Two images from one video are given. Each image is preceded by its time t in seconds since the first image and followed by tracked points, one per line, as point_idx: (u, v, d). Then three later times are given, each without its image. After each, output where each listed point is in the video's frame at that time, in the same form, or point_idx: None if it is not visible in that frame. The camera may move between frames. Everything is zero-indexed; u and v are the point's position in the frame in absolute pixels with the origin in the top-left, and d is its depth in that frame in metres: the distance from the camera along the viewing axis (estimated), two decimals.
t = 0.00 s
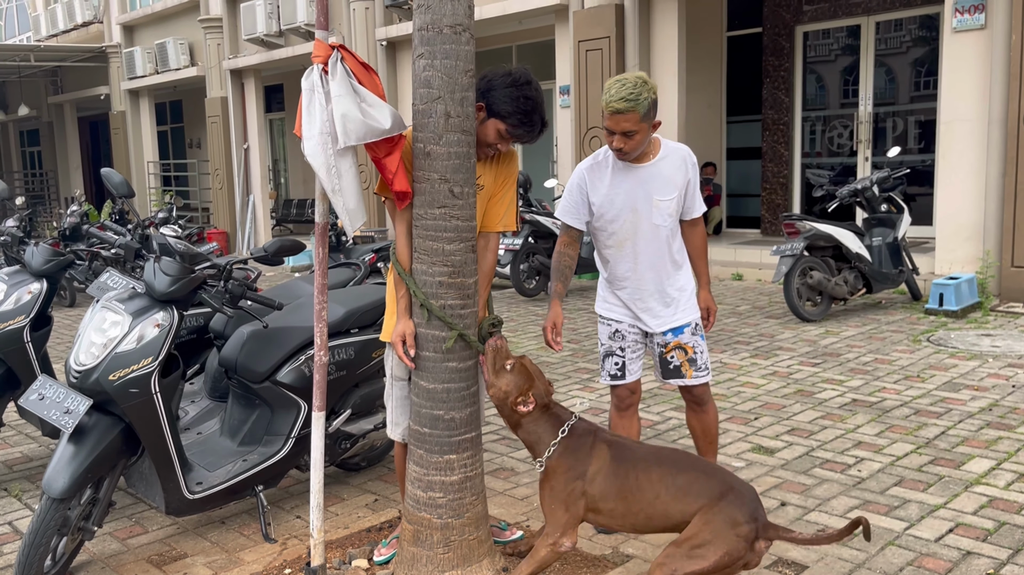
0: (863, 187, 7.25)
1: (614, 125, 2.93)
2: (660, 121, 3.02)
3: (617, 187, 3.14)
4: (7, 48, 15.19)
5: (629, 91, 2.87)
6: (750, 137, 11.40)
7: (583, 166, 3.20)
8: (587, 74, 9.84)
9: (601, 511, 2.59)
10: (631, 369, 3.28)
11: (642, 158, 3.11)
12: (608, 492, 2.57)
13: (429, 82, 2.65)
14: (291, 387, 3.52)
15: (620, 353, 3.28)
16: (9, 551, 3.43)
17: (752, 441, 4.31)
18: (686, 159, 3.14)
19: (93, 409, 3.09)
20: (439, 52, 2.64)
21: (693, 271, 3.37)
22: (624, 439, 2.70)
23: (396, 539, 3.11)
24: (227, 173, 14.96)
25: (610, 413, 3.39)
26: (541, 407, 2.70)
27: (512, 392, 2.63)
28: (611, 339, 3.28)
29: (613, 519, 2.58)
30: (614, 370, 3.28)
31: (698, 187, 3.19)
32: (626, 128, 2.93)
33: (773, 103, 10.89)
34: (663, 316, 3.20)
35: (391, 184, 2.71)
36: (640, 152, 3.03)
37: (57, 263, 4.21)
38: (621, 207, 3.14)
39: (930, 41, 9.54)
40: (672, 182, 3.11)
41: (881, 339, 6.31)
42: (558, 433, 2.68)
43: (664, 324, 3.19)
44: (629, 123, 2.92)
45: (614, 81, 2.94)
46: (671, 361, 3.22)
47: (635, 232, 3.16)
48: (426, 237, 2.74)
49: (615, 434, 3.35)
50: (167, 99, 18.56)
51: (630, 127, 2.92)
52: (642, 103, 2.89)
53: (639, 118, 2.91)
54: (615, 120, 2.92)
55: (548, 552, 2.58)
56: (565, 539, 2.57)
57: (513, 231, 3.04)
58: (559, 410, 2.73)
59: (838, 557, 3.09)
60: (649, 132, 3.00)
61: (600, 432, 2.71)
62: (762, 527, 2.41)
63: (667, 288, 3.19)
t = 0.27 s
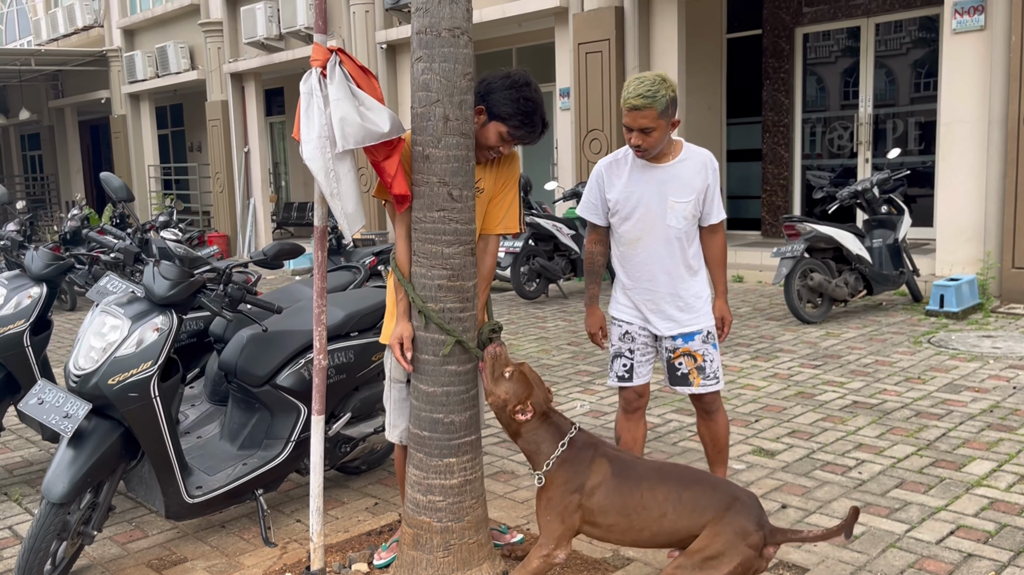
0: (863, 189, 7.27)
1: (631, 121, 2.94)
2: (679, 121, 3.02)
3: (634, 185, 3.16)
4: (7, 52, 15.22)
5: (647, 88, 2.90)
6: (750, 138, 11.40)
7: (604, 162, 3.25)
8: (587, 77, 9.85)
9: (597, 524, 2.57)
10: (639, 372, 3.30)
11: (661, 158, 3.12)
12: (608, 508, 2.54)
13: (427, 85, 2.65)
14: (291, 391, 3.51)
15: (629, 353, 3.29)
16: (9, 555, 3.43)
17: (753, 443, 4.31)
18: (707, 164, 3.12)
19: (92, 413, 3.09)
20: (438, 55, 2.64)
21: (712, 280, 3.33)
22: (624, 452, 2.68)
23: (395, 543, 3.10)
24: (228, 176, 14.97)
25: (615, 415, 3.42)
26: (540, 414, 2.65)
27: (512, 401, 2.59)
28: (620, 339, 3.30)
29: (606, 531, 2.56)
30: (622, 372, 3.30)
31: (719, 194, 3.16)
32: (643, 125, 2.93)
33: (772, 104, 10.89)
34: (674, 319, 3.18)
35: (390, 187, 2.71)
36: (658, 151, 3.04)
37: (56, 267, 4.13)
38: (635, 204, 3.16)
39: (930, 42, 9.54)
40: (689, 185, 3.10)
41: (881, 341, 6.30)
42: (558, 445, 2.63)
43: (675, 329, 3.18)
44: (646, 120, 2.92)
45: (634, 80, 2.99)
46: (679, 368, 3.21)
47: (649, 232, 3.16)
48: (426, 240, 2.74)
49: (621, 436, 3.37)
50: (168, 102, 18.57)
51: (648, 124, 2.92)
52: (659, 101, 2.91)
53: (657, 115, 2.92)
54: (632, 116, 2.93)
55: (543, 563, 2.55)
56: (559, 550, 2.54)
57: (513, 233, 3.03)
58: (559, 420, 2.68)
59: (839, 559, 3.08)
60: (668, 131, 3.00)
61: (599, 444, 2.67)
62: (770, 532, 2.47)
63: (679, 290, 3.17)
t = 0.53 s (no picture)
0: (863, 191, 7.25)
1: (670, 114, 3.00)
2: (718, 118, 3.05)
3: (666, 180, 3.18)
4: (7, 56, 15.24)
5: (688, 83, 2.97)
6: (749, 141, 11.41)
7: (639, 156, 3.28)
8: (587, 79, 9.85)
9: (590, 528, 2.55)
10: (658, 374, 3.30)
11: (696, 155, 3.13)
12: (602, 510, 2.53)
13: (427, 88, 2.65)
14: (291, 395, 3.51)
15: (648, 355, 3.30)
16: (9, 560, 3.43)
17: (754, 446, 4.30)
18: (741, 166, 3.12)
19: (92, 418, 3.09)
20: (437, 59, 2.64)
21: (746, 287, 3.31)
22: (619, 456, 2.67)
23: (395, 546, 3.09)
24: (229, 180, 14.98)
25: (627, 417, 3.41)
26: (539, 420, 2.66)
27: (511, 407, 2.60)
28: (642, 340, 3.32)
29: (603, 539, 2.54)
30: (642, 373, 3.31)
31: (753, 199, 3.15)
32: (682, 119, 2.98)
33: (772, 106, 10.91)
34: (696, 318, 3.18)
35: (389, 190, 2.71)
36: (693, 147, 3.06)
37: (57, 271, 4.22)
38: (665, 200, 3.18)
39: (929, 44, 9.55)
40: (721, 185, 3.11)
41: (882, 343, 6.30)
42: (553, 448, 2.64)
43: (695, 328, 3.18)
44: (685, 114, 2.97)
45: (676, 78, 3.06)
46: (700, 368, 3.21)
47: (677, 228, 3.17)
48: (425, 243, 2.74)
49: (631, 438, 3.36)
50: (169, 106, 18.59)
51: (686, 118, 2.97)
52: (698, 95, 2.96)
53: (696, 109, 2.97)
54: (671, 109, 2.99)
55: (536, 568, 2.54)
56: (554, 555, 2.53)
57: (513, 235, 3.03)
58: (557, 424, 2.69)
59: (840, 562, 3.08)
60: (706, 128, 3.04)
61: (597, 450, 2.67)
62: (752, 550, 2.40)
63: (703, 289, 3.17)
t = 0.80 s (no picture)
0: (863, 193, 7.25)
1: (691, 111, 3.04)
2: (739, 118, 3.10)
3: (683, 180, 3.20)
4: (7, 60, 15.26)
5: (711, 81, 3.02)
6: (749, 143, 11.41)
7: (660, 155, 3.31)
8: (587, 83, 9.85)
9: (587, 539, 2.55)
10: (669, 374, 3.29)
11: (715, 156, 3.15)
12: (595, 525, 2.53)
13: (426, 92, 2.65)
14: (291, 398, 3.52)
15: (660, 355, 3.29)
16: (10, 564, 3.43)
17: (755, 448, 4.30)
18: (761, 171, 3.13)
19: (93, 421, 3.09)
20: (436, 62, 2.65)
21: (765, 290, 3.30)
22: (615, 465, 2.66)
23: (396, 550, 3.09)
24: (229, 183, 14.99)
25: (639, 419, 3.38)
26: (533, 425, 2.68)
27: (505, 409, 2.63)
28: (653, 340, 3.32)
29: (596, 547, 2.54)
30: (653, 373, 3.30)
31: (771, 204, 3.15)
32: (702, 116, 3.02)
33: (772, 109, 10.95)
34: (707, 318, 3.18)
35: (389, 193, 2.71)
36: (713, 147, 3.09)
37: (57, 275, 4.23)
38: (681, 199, 3.20)
39: (929, 46, 9.56)
40: (737, 188, 3.12)
41: (883, 345, 6.30)
42: (548, 453, 2.66)
43: (706, 329, 3.18)
44: (706, 111, 3.02)
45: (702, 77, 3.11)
46: (710, 369, 3.22)
47: (691, 229, 3.19)
48: (425, 246, 2.74)
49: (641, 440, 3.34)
50: (169, 110, 18.60)
51: (706, 115, 3.02)
52: (721, 94, 3.01)
53: (717, 107, 3.01)
54: (694, 105, 3.04)
55: None
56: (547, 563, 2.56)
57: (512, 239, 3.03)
58: (551, 430, 2.72)
59: (841, 564, 3.08)
60: (726, 128, 3.07)
61: (590, 458, 2.68)
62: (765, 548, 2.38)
63: (715, 290, 3.18)
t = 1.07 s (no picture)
0: (863, 195, 7.26)
1: (696, 108, 3.05)
2: (743, 118, 3.10)
3: (687, 182, 3.21)
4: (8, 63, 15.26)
5: (716, 80, 3.04)
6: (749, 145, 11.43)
7: (664, 157, 3.31)
8: (587, 85, 9.86)
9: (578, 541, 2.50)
10: (672, 377, 3.29)
11: (720, 158, 3.16)
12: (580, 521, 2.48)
13: (426, 94, 2.66)
14: (292, 401, 3.52)
15: (662, 357, 3.30)
16: (11, 567, 3.43)
17: (755, 450, 4.30)
18: (764, 173, 3.13)
19: (94, 424, 3.09)
20: (436, 65, 2.65)
21: (761, 293, 3.30)
22: (606, 462, 2.60)
23: (396, 553, 3.08)
24: (229, 186, 15.00)
25: (642, 421, 3.39)
26: (526, 422, 2.64)
27: (498, 409, 2.59)
28: (655, 343, 3.32)
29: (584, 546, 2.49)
30: (656, 375, 3.31)
31: (774, 206, 3.15)
32: (706, 114, 3.03)
33: (772, 111, 10.96)
34: (708, 319, 3.18)
35: (390, 196, 2.72)
36: (717, 148, 3.10)
37: (58, 278, 4.18)
38: (684, 200, 3.20)
39: (929, 48, 9.56)
40: (741, 189, 3.13)
41: (883, 347, 6.30)
42: (538, 450, 2.62)
43: (706, 331, 3.18)
44: (710, 109, 3.03)
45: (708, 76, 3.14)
46: (710, 371, 3.22)
47: (694, 230, 3.19)
48: (425, 249, 2.74)
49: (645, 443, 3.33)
50: (169, 112, 18.62)
51: (710, 113, 3.03)
52: (725, 93, 3.03)
53: (720, 105, 3.03)
54: (698, 102, 3.05)
55: None
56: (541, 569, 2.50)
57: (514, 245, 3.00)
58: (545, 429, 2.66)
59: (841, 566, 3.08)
60: (730, 128, 3.08)
61: (582, 454, 2.62)
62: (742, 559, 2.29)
63: (716, 291, 3.18)
